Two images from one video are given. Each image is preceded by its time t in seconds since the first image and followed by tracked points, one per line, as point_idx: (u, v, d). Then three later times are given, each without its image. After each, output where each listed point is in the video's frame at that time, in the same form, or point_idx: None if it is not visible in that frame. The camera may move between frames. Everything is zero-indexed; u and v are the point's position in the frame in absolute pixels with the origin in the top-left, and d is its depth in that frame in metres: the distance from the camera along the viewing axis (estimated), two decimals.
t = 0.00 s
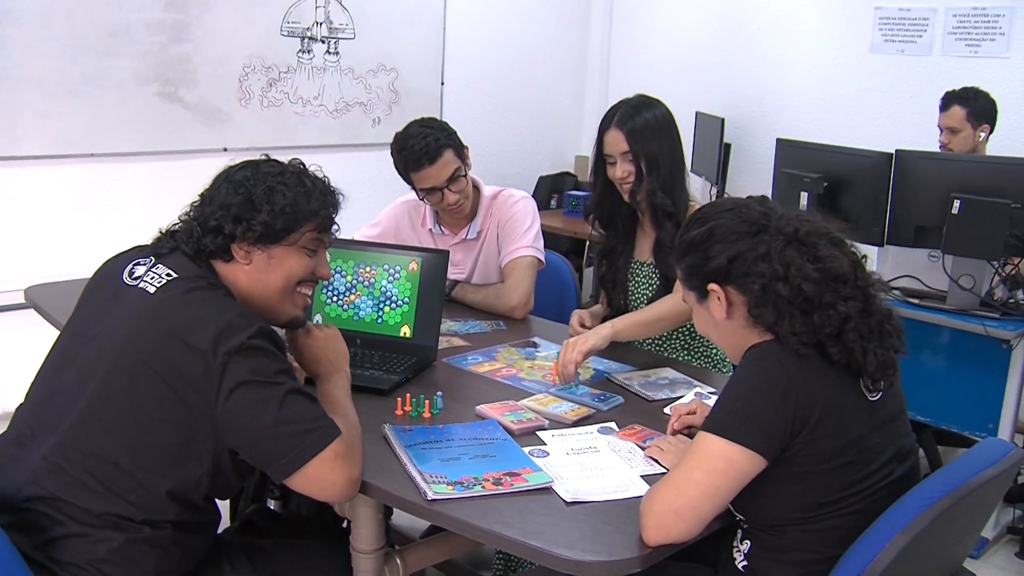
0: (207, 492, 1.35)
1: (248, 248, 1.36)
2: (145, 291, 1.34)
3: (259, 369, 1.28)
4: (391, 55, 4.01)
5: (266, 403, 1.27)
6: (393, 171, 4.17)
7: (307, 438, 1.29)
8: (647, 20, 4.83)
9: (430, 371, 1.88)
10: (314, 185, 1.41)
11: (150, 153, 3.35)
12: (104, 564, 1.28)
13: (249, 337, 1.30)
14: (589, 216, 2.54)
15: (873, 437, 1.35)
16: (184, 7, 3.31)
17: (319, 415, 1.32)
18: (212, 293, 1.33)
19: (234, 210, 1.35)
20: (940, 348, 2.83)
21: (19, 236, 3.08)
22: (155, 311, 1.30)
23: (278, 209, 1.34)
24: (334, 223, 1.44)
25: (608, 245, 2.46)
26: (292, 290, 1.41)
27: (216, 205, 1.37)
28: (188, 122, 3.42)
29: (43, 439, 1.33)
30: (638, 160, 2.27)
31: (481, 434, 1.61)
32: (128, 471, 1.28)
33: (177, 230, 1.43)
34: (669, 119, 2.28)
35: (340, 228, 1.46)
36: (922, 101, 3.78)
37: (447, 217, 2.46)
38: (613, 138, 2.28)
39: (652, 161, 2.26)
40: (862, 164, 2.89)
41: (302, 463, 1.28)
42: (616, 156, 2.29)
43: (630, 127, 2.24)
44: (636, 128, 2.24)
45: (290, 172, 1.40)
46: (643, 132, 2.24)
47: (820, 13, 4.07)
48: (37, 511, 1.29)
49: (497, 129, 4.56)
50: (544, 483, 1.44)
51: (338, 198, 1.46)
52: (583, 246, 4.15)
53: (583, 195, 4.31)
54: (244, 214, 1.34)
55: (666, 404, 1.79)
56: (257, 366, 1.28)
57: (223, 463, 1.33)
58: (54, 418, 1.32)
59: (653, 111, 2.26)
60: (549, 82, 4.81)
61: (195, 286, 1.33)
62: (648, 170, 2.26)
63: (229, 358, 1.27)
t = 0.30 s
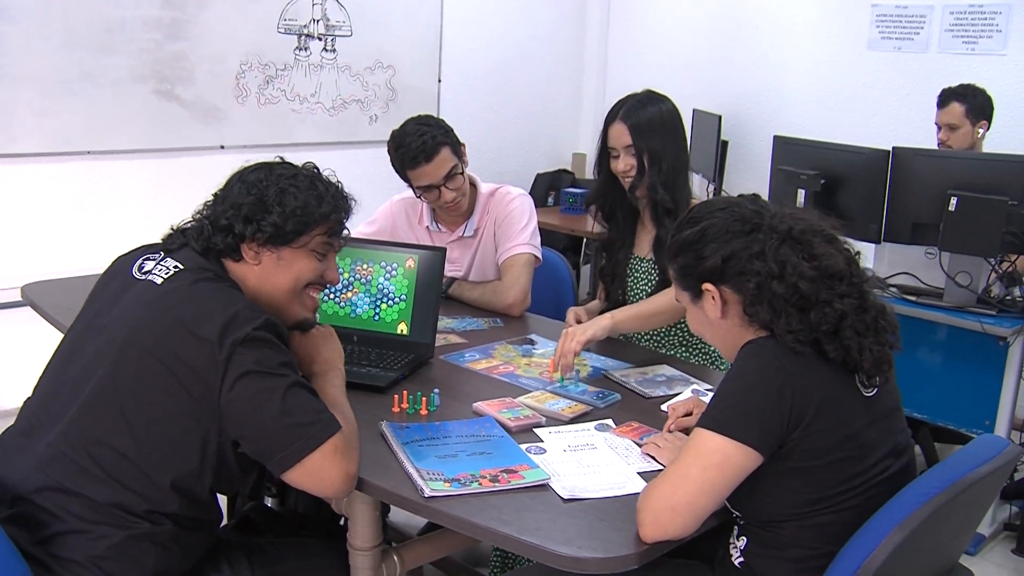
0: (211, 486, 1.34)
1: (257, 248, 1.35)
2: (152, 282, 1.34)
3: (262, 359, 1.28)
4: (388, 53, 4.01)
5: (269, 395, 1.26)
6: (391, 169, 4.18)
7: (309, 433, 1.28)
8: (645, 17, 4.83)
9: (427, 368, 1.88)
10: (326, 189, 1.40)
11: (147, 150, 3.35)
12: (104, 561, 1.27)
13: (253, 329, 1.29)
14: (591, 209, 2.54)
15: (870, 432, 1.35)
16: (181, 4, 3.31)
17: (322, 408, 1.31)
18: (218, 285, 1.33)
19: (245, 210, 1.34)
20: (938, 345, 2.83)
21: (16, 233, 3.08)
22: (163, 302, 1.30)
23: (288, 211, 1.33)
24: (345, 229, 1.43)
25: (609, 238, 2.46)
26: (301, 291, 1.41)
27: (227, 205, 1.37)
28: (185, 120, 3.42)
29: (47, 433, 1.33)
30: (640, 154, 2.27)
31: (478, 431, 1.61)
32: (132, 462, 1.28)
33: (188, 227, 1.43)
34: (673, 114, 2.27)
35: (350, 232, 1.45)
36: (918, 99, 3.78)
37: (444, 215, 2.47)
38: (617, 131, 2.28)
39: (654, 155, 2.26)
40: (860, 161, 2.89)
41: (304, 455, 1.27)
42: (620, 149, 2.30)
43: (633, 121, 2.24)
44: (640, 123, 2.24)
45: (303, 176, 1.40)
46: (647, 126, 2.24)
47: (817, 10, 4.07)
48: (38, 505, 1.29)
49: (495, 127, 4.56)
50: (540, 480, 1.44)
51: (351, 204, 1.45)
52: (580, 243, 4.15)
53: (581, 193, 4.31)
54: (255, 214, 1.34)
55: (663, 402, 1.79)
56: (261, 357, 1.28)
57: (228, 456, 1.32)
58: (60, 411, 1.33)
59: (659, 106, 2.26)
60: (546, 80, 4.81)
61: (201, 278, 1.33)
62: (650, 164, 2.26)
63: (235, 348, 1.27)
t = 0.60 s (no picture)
0: (203, 484, 1.34)
1: (242, 238, 1.34)
2: (141, 280, 1.32)
3: (255, 357, 1.27)
4: (383, 51, 4.01)
5: (261, 393, 1.26)
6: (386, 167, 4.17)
7: (301, 428, 1.27)
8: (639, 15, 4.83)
9: (421, 366, 1.88)
10: (301, 169, 1.39)
11: (140, 149, 3.35)
12: (100, 559, 1.27)
13: (243, 327, 1.29)
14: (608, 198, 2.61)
15: (863, 429, 1.35)
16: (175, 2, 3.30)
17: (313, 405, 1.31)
18: (209, 280, 1.32)
19: (226, 202, 1.33)
20: (933, 343, 2.83)
21: (9, 232, 3.08)
22: (153, 301, 1.28)
23: (269, 197, 1.33)
24: (324, 204, 1.43)
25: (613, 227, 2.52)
26: (289, 275, 1.41)
27: (206, 197, 1.34)
28: (179, 118, 3.41)
29: (40, 430, 1.32)
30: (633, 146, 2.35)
31: (473, 430, 1.60)
32: (125, 459, 1.27)
33: (166, 222, 1.41)
34: (684, 116, 2.28)
35: (330, 209, 1.45)
36: (912, 96, 3.78)
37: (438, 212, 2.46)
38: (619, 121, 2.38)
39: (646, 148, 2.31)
40: (854, 159, 2.89)
41: (294, 454, 1.26)
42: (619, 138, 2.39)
43: (632, 112, 2.31)
44: (637, 116, 2.30)
45: (276, 158, 1.38)
46: (642, 120, 2.30)
47: (811, 8, 4.07)
48: (33, 503, 1.29)
49: (489, 125, 4.56)
50: (535, 479, 1.43)
51: (325, 179, 1.44)
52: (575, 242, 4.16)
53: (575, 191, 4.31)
54: (236, 205, 1.32)
55: (658, 400, 1.79)
56: (253, 355, 1.27)
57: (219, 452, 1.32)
58: (52, 407, 1.32)
59: (665, 102, 2.29)
60: (540, 77, 4.81)
61: (192, 275, 1.31)
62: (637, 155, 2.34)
63: (227, 347, 1.26)
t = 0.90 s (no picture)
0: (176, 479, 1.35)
1: (179, 222, 1.34)
2: (88, 283, 1.31)
3: (220, 352, 1.28)
4: (380, 50, 4.00)
5: (229, 390, 1.27)
6: (384, 166, 4.18)
7: (273, 417, 1.30)
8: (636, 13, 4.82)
9: (418, 366, 1.89)
10: (228, 142, 1.38)
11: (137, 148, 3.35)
12: (82, 562, 1.29)
13: (204, 323, 1.29)
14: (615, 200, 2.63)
15: (862, 430, 1.34)
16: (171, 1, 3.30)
17: (278, 397, 1.33)
18: (160, 277, 1.32)
19: (157, 187, 1.32)
20: (931, 342, 2.82)
21: (6, 231, 3.08)
22: (102, 304, 1.28)
23: (202, 176, 1.32)
24: (255, 176, 1.42)
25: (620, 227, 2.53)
26: (231, 251, 1.42)
27: (135, 185, 1.33)
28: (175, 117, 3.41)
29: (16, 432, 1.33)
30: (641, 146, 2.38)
31: (470, 430, 1.60)
32: (105, 461, 1.28)
33: (96, 215, 1.39)
34: (697, 118, 2.33)
35: (262, 179, 1.45)
36: (911, 95, 3.77)
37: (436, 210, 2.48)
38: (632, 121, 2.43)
39: (655, 149, 2.35)
40: (854, 158, 2.88)
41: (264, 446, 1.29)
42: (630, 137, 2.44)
43: (645, 111, 2.36)
44: (649, 116, 2.35)
45: (201, 134, 1.37)
46: (654, 120, 2.34)
47: (809, 7, 4.06)
48: (13, 509, 1.30)
49: (487, 124, 4.55)
50: (531, 479, 1.43)
51: (253, 147, 1.44)
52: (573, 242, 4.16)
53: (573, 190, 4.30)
54: (168, 189, 1.31)
55: (655, 399, 1.78)
56: (215, 350, 1.28)
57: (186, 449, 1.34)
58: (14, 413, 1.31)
59: (679, 103, 2.34)
60: (539, 75, 4.81)
61: (141, 271, 1.32)
62: (645, 155, 2.37)
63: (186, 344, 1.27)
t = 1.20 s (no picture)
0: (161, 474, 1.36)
1: (128, 215, 1.34)
2: (40, 284, 1.31)
3: (176, 345, 1.30)
4: (381, 50, 4.00)
5: (190, 386, 1.29)
6: (384, 167, 4.18)
7: (228, 415, 1.32)
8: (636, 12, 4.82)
9: (419, 366, 1.89)
10: (173, 132, 1.38)
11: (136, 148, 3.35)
12: (71, 560, 1.29)
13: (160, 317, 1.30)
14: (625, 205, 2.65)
15: (864, 431, 1.34)
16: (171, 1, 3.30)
17: (239, 391, 1.36)
18: (112, 271, 1.32)
19: (103, 182, 1.31)
20: (932, 342, 2.82)
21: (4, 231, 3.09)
22: (56, 304, 1.28)
23: (148, 168, 1.33)
24: (203, 165, 1.43)
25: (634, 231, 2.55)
26: (182, 242, 1.42)
27: (80, 180, 1.32)
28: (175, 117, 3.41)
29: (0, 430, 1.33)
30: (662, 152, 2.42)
31: (470, 430, 1.60)
32: (92, 460, 1.29)
33: (43, 214, 1.37)
34: (714, 122, 2.38)
35: (210, 168, 1.45)
36: (912, 94, 3.77)
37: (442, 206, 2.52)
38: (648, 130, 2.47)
39: (677, 155, 2.39)
40: (854, 158, 2.88)
41: (223, 438, 1.32)
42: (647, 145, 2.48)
43: (662, 118, 2.41)
44: (668, 123, 2.40)
45: (145, 124, 1.36)
46: (675, 126, 2.39)
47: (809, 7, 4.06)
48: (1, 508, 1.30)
49: (486, 124, 4.55)
50: (532, 479, 1.43)
51: (198, 135, 1.44)
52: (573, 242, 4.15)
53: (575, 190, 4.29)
54: (114, 184, 1.31)
55: (656, 400, 1.78)
56: (171, 344, 1.30)
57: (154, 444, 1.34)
58: None
59: (698, 109, 2.40)
60: (539, 75, 4.81)
61: (93, 267, 1.31)
62: (668, 162, 2.41)
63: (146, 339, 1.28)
